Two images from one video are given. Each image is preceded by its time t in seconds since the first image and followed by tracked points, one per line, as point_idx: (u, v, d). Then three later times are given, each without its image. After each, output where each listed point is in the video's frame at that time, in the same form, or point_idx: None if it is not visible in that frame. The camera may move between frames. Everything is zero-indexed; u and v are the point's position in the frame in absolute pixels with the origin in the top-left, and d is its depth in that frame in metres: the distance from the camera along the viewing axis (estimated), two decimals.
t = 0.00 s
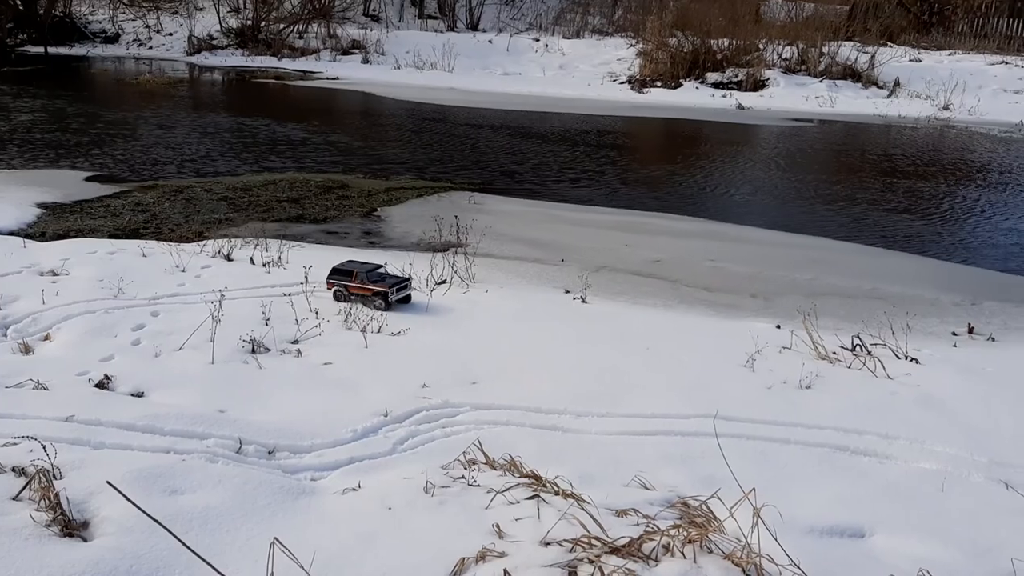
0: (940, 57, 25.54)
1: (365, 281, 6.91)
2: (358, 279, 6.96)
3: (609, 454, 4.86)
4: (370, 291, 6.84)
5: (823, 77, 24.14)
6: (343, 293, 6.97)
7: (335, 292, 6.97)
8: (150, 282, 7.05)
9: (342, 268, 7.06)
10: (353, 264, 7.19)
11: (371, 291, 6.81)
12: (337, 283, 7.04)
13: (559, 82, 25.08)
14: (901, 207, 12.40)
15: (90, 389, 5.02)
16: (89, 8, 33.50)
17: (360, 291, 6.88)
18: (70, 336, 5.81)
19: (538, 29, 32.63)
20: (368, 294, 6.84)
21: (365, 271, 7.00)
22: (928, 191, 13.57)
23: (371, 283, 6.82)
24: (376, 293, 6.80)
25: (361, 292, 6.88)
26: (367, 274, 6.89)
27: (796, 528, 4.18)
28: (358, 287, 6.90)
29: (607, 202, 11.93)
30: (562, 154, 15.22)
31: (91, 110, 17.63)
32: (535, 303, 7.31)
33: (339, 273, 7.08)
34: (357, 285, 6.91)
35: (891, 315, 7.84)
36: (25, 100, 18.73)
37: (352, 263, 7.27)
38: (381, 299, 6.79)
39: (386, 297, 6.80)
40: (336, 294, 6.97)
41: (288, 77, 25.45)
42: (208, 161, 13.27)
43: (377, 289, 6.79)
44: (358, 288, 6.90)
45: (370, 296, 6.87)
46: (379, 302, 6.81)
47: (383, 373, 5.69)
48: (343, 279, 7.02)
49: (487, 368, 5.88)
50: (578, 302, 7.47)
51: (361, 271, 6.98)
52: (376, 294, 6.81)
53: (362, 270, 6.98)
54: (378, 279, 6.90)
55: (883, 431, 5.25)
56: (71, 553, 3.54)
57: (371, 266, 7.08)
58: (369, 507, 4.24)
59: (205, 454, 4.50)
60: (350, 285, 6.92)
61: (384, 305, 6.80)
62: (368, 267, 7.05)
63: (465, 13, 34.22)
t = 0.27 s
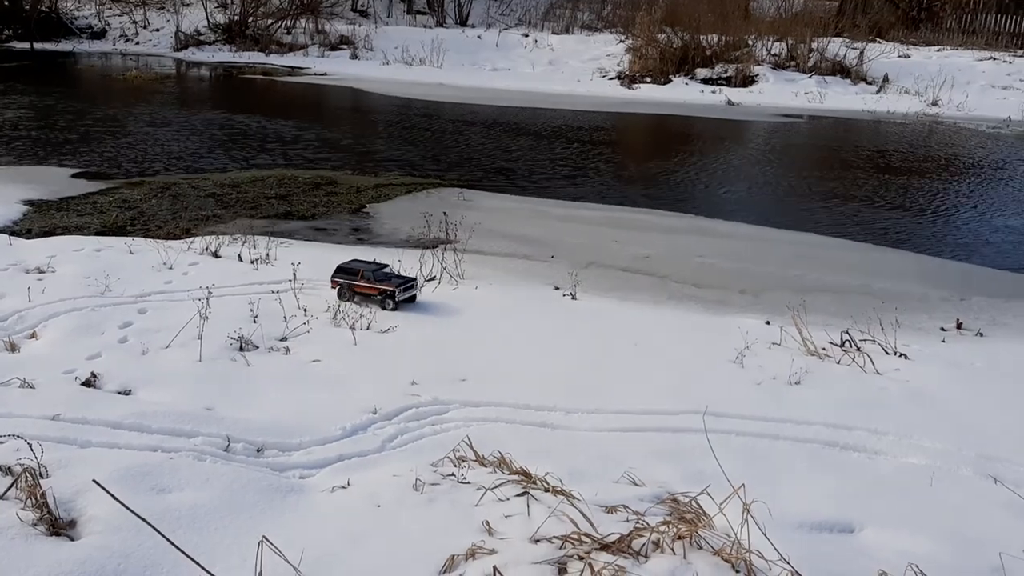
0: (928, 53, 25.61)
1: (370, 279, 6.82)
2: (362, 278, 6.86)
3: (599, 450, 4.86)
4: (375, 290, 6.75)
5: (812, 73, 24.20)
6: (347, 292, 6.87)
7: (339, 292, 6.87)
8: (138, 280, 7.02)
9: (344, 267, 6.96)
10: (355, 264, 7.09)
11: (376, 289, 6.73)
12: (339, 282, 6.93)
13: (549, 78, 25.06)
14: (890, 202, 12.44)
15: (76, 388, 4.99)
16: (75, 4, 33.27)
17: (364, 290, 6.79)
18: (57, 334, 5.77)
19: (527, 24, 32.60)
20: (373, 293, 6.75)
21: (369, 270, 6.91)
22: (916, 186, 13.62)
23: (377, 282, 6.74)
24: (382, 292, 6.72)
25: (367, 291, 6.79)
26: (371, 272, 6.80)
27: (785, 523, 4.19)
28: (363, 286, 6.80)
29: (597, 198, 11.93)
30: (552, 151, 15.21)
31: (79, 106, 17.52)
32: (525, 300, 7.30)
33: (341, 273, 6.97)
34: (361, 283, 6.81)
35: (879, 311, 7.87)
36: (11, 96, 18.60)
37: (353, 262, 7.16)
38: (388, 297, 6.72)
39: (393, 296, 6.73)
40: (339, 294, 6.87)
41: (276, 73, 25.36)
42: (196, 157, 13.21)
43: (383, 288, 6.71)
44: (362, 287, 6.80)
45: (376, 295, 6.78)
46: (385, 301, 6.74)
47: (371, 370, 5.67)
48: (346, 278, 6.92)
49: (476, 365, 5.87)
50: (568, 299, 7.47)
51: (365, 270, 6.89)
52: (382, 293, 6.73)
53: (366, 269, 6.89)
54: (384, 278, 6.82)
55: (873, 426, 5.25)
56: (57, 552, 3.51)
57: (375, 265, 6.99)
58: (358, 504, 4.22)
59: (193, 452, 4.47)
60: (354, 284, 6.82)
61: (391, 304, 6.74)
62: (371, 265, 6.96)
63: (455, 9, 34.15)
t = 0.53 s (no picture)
0: (917, 50, 25.73)
1: (380, 281, 6.83)
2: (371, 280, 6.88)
3: (589, 447, 4.88)
4: (386, 291, 6.77)
5: (801, 71, 24.29)
6: (358, 295, 6.87)
7: (348, 294, 6.86)
8: (128, 277, 7.01)
9: (352, 270, 6.95)
10: (361, 266, 7.09)
11: (387, 290, 6.75)
12: (348, 285, 6.92)
13: (540, 75, 25.09)
14: (879, 199, 12.51)
15: (67, 386, 4.98)
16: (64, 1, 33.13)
17: (376, 291, 6.79)
18: (47, 332, 5.76)
19: (518, 22, 32.63)
20: (385, 294, 6.77)
21: (378, 271, 6.91)
22: (905, 183, 13.69)
23: (388, 283, 6.76)
24: (394, 292, 6.74)
25: (378, 292, 6.80)
26: (381, 273, 6.81)
27: (774, 519, 4.21)
28: (373, 288, 6.80)
29: (588, 196, 11.96)
30: (544, 148, 15.23)
31: (68, 104, 17.45)
32: (516, 297, 7.31)
33: (349, 276, 6.96)
34: (372, 285, 6.80)
35: (868, 307, 7.91)
36: None
37: (358, 264, 7.16)
38: (400, 298, 6.74)
39: (405, 296, 6.75)
40: (349, 296, 6.86)
41: (267, 71, 25.32)
42: (187, 155, 13.18)
43: (395, 289, 6.73)
44: (373, 289, 6.80)
45: (387, 296, 6.80)
46: (398, 301, 6.75)
47: (362, 367, 5.68)
48: (355, 281, 6.91)
49: (467, 362, 5.88)
50: (559, 296, 7.49)
51: (374, 272, 6.89)
52: (394, 294, 6.75)
53: (375, 271, 6.90)
54: (394, 279, 6.84)
55: (862, 422, 5.29)
56: (48, 551, 3.52)
57: (382, 266, 7.00)
58: (349, 501, 4.23)
59: (184, 450, 4.47)
60: (365, 286, 6.82)
61: (404, 304, 6.76)
62: (378, 267, 6.98)
63: (445, 6, 34.14)
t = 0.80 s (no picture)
0: (906, 49, 25.80)
1: (390, 281, 6.78)
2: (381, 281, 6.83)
3: (580, 446, 4.88)
4: (397, 292, 6.74)
5: (791, 70, 24.34)
6: (368, 296, 6.82)
7: (357, 296, 6.80)
8: (117, 277, 6.99)
9: (360, 271, 6.88)
10: (368, 267, 7.03)
11: (399, 291, 6.71)
12: (357, 286, 6.85)
13: (530, 74, 25.08)
14: (869, 198, 12.55)
15: (56, 387, 4.97)
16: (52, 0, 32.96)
17: (386, 292, 6.74)
18: (36, 333, 5.73)
19: (509, 21, 32.62)
20: (396, 295, 6.73)
21: (388, 272, 6.86)
22: (894, 181, 13.74)
23: (400, 284, 6.72)
24: (405, 293, 6.71)
25: (389, 293, 6.75)
26: (391, 274, 6.76)
27: (765, 517, 4.22)
28: (384, 288, 6.75)
29: (579, 195, 11.97)
30: (535, 147, 15.23)
31: (57, 103, 17.37)
32: (507, 296, 7.31)
33: (357, 277, 6.89)
34: (382, 286, 6.75)
35: (857, 306, 7.94)
36: None
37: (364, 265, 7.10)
38: (412, 298, 6.70)
39: (417, 297, 6.71)
40: (358, 298, 6.80)
41: (256, 69, 25.25)
42: (177, 155, 13.14)
43: (407, 289, 6.69)
44: (383, 290, 6.75)
45: (398, 297, 6.76)
46: (410, 303, 6.72)
47: (352, 367, 5.67)
48: (363, 282, 6.84)
49: (458, 361, 5.88)
50: (550, 295, 7.49)
51: (383, 272, 6.84)
52: (406, 294, 6.71)
53: (385, 271, 6.84)
54: (404, 280, 6.80)
55: (852, 420, 5.30)
56: (37, 553, 3.50)
57: (391, 266, 6.95)
58: (340, 501, 4.22)
59: (174, 451, 4.46)
60: (375, 287, 6.76)
61: (416, 305, 6.73)
62: (387, 267, 6.93)
63: (436, 6, 34.11)
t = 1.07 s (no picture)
0: (895, 48, 25.87)
1: (400, 284, 6.71)
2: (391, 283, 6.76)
3: (571, 445, 4.88)
4: (409, 294, 6.69)
5: (780, 69, 24.40)
6: (378, 299, 6.76)
7: (367, 299, 6.75)
8: (105, 278, 6.96)
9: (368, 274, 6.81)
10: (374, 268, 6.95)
11: (410, 293, 6.66)
12: (366, 289, 6.79)
13: (520, 74, 25.08)
14: (859, 197, 12.58)
15: (44, 389, 4.94)
16: None
17: (396, 295, 6.70)
18: (24, 335, 5.71)
19: (499, 20, 32.61)
20: (407, 298, 6.69)
21: (397, 274, 6.80)
22: (884, 180, 13.78)
23: (411, 287, 6.67)
24: (417, 295, 6.66)
25: (400, 296, 6.70)
26: (400, 277, 6.70)
27: (754, 515, 4.23)
28: (394, 291, 6.70)
29: (569, 194, 11.98)
30: (525, 147, 15.23)
31: (45, 104, 17.28)
32: (497, 296, 7.31)
33: (365, 279, 6.82)
34: (392, 290, 6.69)
35: (847, 304, 7.96)
36: None
37: (370, 266, 7.02)
38: (423, 301, 6.67)
39: (428, 300, 6.69)
40: (368, 301, 6.75)
41: (245, 69, 25.17)
42: (167, 155, 13.10)
43: (418, 292, 6.65)
44: (393, 293, 6.69)
45: (409, 300, 6.72)
46: (421, 306, 6.70)
47: (343, 367, 5.66)
48: (372, 285, 6.78)
49: (448, 361, 5.88)
50: (540, 294, 7.50)
51: (392, 275, 6.77)
52: (417, 298, 6.68)
53: (394, 274, 6.78)
54: (414, 282, 6.76)
55: (842, 418, 5.31)
56: (25, 556, 3.48)
57: (399, 268, 6.89)
58: (330, 502, 4.21)
59: (163, 453, 4.44)
60: (385, 290, 6.70)
61: (428, 307, 6.70)
62: (396, 269, 6.85)
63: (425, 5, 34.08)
